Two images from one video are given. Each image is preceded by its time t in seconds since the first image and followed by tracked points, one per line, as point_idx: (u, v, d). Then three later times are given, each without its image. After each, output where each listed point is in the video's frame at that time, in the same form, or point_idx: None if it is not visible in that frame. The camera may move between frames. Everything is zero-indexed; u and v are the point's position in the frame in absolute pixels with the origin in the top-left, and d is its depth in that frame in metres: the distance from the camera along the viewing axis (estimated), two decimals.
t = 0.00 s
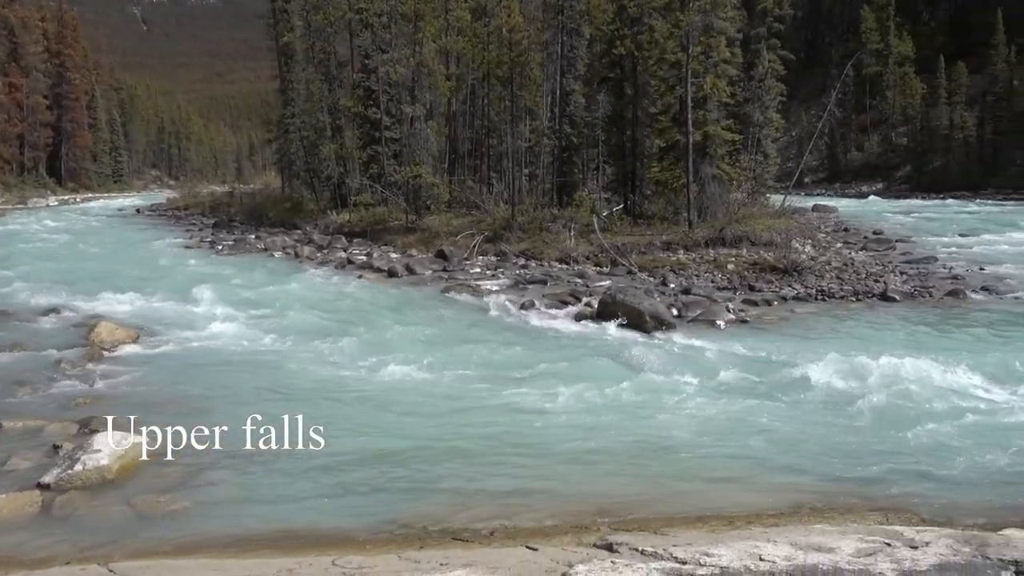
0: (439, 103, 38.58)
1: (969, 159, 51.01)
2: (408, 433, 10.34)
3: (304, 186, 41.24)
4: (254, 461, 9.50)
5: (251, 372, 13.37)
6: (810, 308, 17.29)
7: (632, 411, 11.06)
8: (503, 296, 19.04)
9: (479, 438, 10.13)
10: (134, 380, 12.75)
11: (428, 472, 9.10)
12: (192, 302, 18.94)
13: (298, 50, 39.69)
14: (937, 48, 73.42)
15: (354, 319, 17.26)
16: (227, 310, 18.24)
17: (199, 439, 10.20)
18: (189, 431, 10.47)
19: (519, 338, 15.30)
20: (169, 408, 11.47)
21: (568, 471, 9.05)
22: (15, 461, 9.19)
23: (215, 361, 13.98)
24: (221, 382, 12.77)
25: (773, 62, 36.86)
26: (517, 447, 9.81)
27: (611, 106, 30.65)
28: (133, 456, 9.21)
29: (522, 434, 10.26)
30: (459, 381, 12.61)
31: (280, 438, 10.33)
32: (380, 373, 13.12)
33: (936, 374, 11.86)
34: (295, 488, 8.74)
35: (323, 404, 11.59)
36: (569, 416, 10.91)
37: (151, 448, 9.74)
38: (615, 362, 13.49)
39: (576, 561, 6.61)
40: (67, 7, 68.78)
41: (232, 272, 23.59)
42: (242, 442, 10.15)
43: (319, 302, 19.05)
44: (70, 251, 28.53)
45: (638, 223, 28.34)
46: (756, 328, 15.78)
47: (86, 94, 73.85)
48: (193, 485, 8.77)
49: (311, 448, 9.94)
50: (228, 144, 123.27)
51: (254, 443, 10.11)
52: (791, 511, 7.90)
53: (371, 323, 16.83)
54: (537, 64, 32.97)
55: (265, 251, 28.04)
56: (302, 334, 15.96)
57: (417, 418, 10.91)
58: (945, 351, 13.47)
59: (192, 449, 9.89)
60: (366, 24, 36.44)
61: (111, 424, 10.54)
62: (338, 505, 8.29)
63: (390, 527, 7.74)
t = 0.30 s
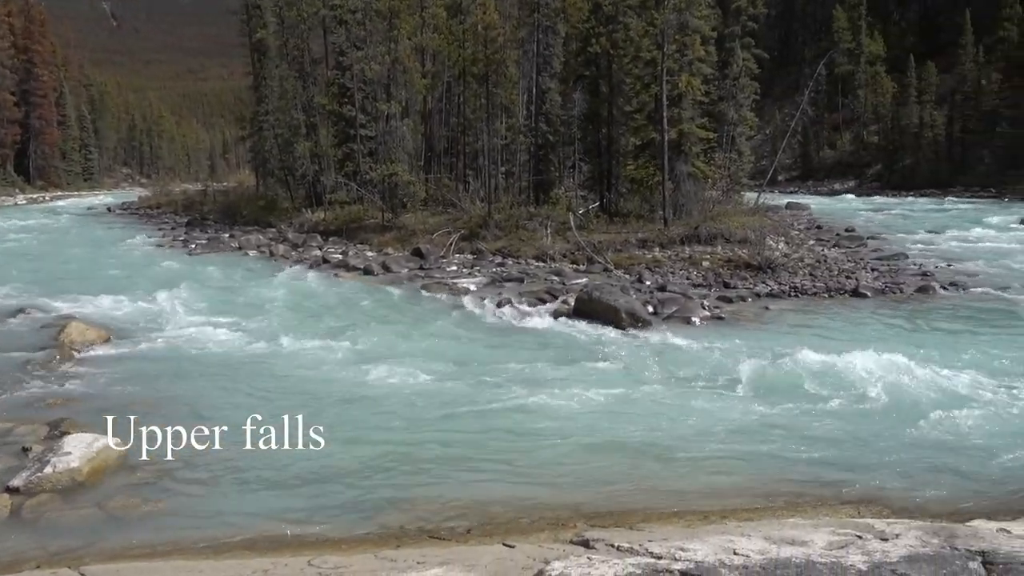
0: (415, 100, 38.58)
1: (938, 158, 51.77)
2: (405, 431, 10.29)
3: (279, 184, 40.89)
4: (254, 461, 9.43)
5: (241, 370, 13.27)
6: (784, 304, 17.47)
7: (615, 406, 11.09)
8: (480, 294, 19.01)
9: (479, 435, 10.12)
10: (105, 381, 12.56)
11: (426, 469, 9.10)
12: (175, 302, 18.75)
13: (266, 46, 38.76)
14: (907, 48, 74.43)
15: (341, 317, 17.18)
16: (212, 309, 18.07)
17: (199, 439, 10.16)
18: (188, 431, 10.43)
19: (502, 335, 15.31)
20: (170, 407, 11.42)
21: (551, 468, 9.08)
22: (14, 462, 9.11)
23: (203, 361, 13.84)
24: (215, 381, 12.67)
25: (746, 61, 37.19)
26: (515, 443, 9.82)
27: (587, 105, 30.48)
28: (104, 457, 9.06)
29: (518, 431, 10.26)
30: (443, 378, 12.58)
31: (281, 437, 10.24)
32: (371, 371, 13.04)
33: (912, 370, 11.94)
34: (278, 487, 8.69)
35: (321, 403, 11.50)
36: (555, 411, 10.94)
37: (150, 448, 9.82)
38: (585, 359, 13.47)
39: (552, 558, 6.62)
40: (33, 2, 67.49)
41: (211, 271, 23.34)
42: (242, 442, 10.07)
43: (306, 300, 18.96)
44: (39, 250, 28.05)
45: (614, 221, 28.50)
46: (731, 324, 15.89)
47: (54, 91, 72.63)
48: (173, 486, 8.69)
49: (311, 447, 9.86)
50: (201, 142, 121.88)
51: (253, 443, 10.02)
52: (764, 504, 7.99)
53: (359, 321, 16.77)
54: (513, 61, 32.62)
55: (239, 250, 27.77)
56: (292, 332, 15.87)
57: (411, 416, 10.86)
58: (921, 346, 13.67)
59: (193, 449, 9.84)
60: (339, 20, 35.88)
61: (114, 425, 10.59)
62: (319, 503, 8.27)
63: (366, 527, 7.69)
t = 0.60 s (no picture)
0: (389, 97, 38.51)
1: (907, 156, 52.53)
2: (401, 430, 10.25)
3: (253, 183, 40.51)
4: (254, 461, 9.33)
5: (231, 370, 13.13)
6: (758, 301, 17.64)
7: (597, 405, 11.07)
8: (456, 292, 18.95)
9: (477, 432, 10.11)
10: (73, 383, 12.33)
11: (425, 467, 9.06)
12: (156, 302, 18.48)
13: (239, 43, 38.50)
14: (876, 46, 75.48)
15: (327, 317, 17.05)
16: (195, 309, 17.85)
17: (199, 439, 10.06)
18: (189, 431, 10.35)
19: (484, 333, 15.28)
20: (169, 407, 11.34)
21: (537, 465, 9.08)
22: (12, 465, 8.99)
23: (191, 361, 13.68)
24: (207, 381, 12.52)
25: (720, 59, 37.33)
26: (500, 441, 9.81)
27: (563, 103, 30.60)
28: (75, 459, 8.91)
29: (513, 428, 10.26)
30: (427, 378, 12.51)
31: (280, 437, 10.13)
32: (359, 370, 12.96)
33: (881, 363, 12.17)
34: (261, 488, 8.59)
35: (318, 402, 11.40)
36: (542, 409, 10.95)
37: (151, 449, 9.78)
38: (561, 357, 13.50)
39: (529, 556, 6.61)
40: None
41: (188, 271, 23.02)
42: (242, 442, 9.96)
43: (292, 300, 18.80)
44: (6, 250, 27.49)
45: (590, 219, 28.52)
46: (705, 321, 15.98)
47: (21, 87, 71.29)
48: (152, 488, 8.58)
49: (311, 447, 9.77)
50: (173, 140, 120.39)
51: (254, 443, 9.91)
52: (736, 499, 8.04)
53: (346, 320, 16.66)
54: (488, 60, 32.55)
55: (212, 249, 27.47)
56: (279, 331, 15.73)
57: (404, 414, 10.81)
58: (898, 340, 13.85)
59: (193, 449, 9.76)
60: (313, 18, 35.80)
61: (114, 425, 10.53)
62: (299, 504, 8.20)
63: (341, 527, 7.63)
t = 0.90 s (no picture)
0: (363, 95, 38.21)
1: (877, 155, 53.27)
2: (391, 430, 10.21)
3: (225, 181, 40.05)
4: (251, 462, 9.25)
5: (220, 371, 13.02)
6: (731, 299, 17.78)
7: (578, 404, 11.06)
8: (431, 292, 18.87)
9: (465, 432, 10.10)
10: (41, 386, 12.10)
11: (418, 465, 9.09)
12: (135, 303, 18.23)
13: (212, 41, 38.37)
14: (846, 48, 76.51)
15: (312, 316, 16.94)
16: (177, 309, 17.66)
17: (199, 439, 9.99)
18: (187, 431, 10.26)
19: (465, 333, 15.24)
20: (169, 405, 11.33)
21: (516, 463, 9.09)
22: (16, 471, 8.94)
23: (180, 361, 13.56)
24: (199, 381, 12.41)
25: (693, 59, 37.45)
26: (481, 441, 9.77)
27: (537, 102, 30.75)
28: (41, 464, 8.71)
29: (505, 426, 10.28)
30: (411, 378, 12.47)
31: (281, 437, 10.06)
32: (346, 369, 12.89)
33: (851, 356, 12.47)
34: (242, 490, 8.51)
35: (314, 402, 11.34)
36: (524, 407, 10.98)
37: (151, 448, 9.76)
38: (536, 356, 13.50)
39: (504, 556, 6.59)
40: None
41: (164, 271, 22.71)
42: (240, 442, 9.88)
43: (278, 300, 18.69)
44: None
45: (564, 218, 28.54)
46: (680, 320, 16.04)
47: None
48: (134, 490, 8.50)
49: (311, 447, 9.70)
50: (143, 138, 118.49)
51: (252, 444, 9.82)
52: (710, 496, 8.07)
53: (330, 320, 16.59)
54: (462, 58, 32.34)
55: (183, 249, 27.12)
56: (265, 331, 15.61)
57: (397, 415, 10.78)
58: (872, 338, 14.01)
59: (193, 449, 9.71)
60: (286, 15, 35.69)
61: (114, 425, 10.52)
62: (278, 504, 8.15)
63: (312, 529, 7.56)
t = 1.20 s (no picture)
0: (335, 93, 37.89)
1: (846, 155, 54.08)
2: (376, 430, 10.15)
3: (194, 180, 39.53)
4: (246, 464, 9.15)
5: (199, 371, 12.87)
6: (704, 297, 17.92)
7: (554, 403, 11.07)
8: (406, 291, 18.77)
9: (449, 431, 10.07)
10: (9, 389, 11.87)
11: (401, 466, 9.04)
12: (112, 305, 17.96)
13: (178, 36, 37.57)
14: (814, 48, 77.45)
15: (296, 316, 16.81)
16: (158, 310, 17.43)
17: (196, 439, 9.92)
18: (187, 431, 10.19)
19: (444, 332, 15.20)
20: (167, 404, 11.26)
21: (498, 462, 9.09)
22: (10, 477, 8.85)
23: (168, 361, 13.41)
24: (190, 381, 12.29)
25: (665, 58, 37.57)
26: (462, 441, 9.74)
27: (510, 100, 30.63)
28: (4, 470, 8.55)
29: (490, 425, 10.27)
30: (396, 377, 12.41)
31: (282, 437, 10.00)
32: (328, 369, 12.81)
33: (824, 356, 12.51)
34: (223, 492, 8.41)
35: (308, 401, 11.25)
36: (505, 405, 10.99)
37: (150, 449, 9.72)
38: (510, 355, 13.49)
39: (477, 556, 6.57)
40: None
41: (140, 271, 22.39)
42: (241, 442, 9.80)
43: (262, 300, 18.53)
44: None
45: (538, 217, 28.60)
46: (653, 318, 16.13)
47: None
48: (121, 493, 8.42)
49: (311, 448, 9.62)
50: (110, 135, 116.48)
51: (252, 444, 9.75)
52: (683, 494, 8.11)
53: (313, 319, 16.49)
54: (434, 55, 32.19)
55: (151, 248, 26.75)
56: (249, 331, 15.48)
57: (389, 414, 10.73)
58: (843, 335, 14.19)
59: (193, 449, 9.65)
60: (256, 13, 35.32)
61: (113, 425, 10.46)
62: (256, 508, 8.06)
63: (285, 532, 7.48)
